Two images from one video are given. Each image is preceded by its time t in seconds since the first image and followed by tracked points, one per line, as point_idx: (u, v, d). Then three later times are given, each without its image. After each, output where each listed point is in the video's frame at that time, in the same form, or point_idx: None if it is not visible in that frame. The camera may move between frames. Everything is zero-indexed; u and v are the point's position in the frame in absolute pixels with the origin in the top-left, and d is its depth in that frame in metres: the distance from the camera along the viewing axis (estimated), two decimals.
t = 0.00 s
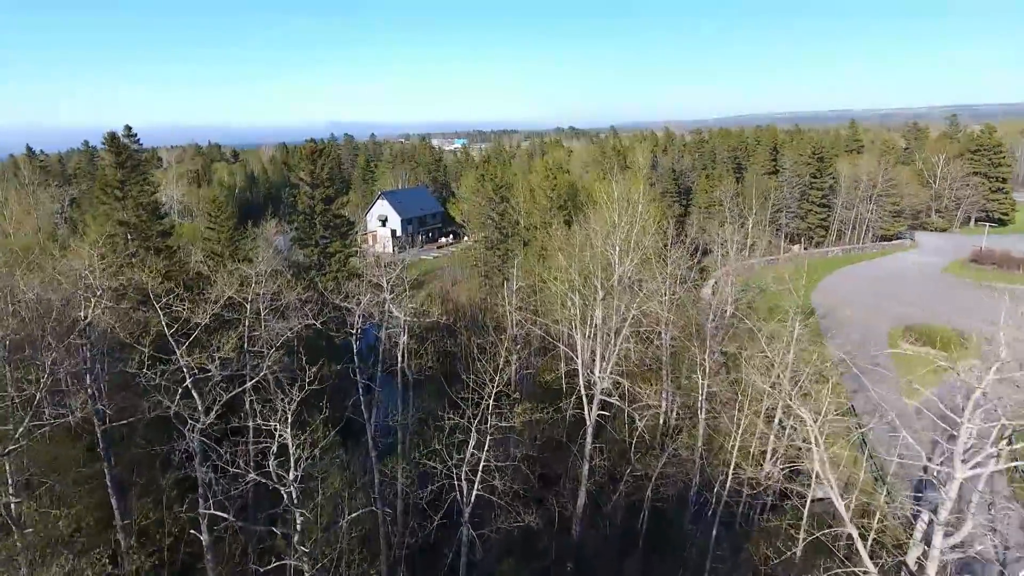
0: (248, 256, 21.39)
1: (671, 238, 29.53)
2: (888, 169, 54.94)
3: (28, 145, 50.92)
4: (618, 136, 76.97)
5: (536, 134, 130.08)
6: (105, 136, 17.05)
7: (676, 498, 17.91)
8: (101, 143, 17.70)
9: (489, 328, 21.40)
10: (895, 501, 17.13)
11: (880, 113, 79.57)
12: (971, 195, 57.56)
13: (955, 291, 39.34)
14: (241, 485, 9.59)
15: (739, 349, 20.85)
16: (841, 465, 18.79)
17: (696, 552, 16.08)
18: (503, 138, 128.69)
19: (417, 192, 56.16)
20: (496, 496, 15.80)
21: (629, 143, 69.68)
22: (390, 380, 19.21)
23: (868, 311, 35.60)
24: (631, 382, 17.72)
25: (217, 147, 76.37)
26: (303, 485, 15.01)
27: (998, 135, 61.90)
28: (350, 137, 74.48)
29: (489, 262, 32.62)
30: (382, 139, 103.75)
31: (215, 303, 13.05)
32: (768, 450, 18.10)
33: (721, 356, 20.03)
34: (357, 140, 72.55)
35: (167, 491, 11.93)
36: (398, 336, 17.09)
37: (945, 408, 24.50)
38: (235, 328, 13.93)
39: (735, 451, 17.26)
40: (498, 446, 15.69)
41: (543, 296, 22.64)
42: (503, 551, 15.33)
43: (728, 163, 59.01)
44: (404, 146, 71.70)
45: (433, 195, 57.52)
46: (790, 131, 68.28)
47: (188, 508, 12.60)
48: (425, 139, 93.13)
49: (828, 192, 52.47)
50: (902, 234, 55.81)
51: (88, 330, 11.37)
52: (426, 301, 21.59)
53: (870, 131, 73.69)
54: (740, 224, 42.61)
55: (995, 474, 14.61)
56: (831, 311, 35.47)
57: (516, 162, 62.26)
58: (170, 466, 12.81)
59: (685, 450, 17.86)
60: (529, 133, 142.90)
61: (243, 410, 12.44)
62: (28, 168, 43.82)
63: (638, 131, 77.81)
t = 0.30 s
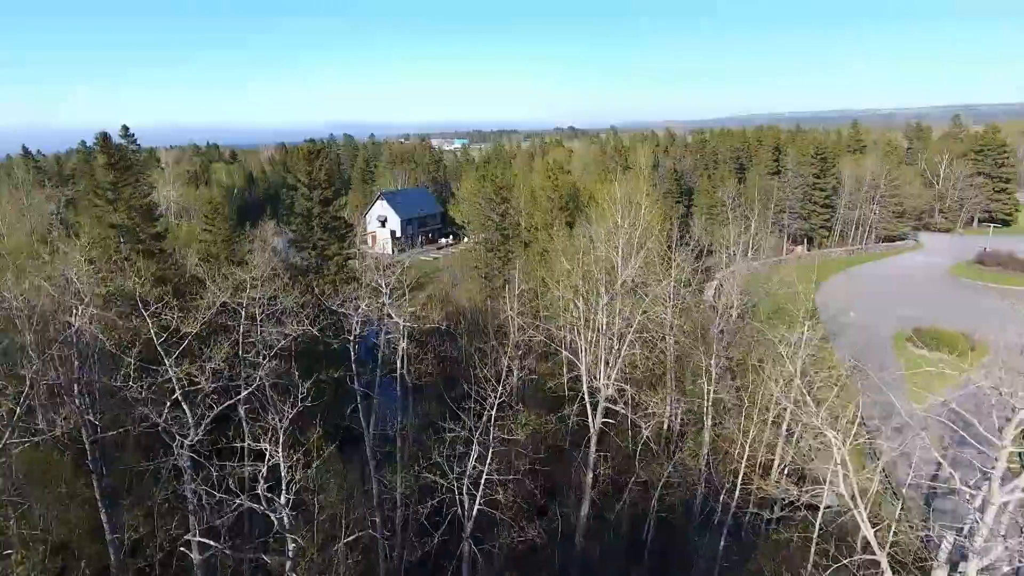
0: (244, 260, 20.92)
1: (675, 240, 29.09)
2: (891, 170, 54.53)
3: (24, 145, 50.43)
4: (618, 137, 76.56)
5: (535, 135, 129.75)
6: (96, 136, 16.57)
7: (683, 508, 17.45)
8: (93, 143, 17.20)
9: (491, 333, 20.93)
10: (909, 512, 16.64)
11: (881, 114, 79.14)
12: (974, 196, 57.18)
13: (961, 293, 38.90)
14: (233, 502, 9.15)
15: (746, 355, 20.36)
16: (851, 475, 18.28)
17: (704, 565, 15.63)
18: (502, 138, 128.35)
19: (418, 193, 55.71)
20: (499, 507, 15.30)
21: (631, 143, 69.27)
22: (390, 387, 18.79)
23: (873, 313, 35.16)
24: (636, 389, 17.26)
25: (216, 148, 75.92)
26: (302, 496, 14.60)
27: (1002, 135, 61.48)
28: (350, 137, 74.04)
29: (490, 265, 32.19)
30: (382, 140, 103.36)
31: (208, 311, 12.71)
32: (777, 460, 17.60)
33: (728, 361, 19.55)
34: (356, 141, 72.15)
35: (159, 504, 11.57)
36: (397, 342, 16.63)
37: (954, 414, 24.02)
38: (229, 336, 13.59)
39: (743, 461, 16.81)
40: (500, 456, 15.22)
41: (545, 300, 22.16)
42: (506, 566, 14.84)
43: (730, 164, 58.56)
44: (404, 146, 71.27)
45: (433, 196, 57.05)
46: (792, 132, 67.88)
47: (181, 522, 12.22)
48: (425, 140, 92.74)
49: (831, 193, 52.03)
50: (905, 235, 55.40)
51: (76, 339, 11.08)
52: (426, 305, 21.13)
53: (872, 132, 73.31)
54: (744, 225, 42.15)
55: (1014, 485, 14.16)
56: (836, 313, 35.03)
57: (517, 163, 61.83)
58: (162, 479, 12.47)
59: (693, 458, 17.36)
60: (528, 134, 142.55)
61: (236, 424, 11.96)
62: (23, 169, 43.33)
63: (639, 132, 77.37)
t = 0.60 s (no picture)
0: (238, 263, 20.41)
1: (680, 242, 28.61)
2: (895, 170, 54.04)
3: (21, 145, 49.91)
4: (620, 136, 76.05)
5: (536, 134, 129.34)
6: (86, 137, 16.08)
7: (690, 521, 16.96)
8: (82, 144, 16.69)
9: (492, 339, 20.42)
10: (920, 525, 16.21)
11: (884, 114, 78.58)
12: (979, 197, 56.69)
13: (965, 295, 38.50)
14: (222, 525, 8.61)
15: (753, 360, 19.88)
16: (862, 484, 17.81)
17: None
18: (502, 138, 127.91)
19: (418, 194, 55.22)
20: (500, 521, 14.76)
21: (632, 143, 68.77)
22: (390, 396, 18.34)
23: (880, 316, 34.68)
24: (643, 399, 16.74)
25: (215, 147, 75.41)
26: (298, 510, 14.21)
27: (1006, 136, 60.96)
28: (349, 137, 73.48)
29: (491, 267, 31.73)
30: (382, 139, 102.90)
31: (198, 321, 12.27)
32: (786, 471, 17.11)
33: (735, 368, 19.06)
34: (356, 141, 71.62)
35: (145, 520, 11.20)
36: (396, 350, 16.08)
37: (964, 420, 23.53)
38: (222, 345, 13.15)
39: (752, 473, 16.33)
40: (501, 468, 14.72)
41: (548, 304, 21.70)
42: None
43: (732, 164, 58.10)
44: (404, 146, 70.76)
45: (433, 196, 56.60)
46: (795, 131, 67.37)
47: (169, 540, 11.73)
48: (425, 139, 92.22)
49: (834, 194, 51.53)
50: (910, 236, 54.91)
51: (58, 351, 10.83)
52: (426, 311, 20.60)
53: (875, 131, 72.79)
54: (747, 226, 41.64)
55: None
56: (841, 316, 34.57)
57: (517, 163, 61.33)
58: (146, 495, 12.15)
59: (699, 471, 16.90)
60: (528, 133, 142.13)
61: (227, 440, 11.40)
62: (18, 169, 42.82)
63: (640, 131, 76.88)
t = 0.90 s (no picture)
0: (234, 269, 19.96)
1: (683, 245, 28.14)
2: (899, 171, 53.54)
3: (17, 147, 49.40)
4: (621, 137, 75.61)
5: (537, 134, 129.10)
6: (74, 139, 15.62)
7: (696, 531, 16.49)
8: (71, 146, 16.23)
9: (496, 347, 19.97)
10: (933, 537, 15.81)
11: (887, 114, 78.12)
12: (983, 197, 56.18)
13: (970, 297, 38.06)
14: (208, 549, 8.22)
15: (761, 367, 19.44)
16: (874, 494, 17.37)
17: None
18: (502, 138, 127.55)
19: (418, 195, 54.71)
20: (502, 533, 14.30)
21: (633, 143, 68.42)
22: (389, 403, 17.90)
23: (888, 320, 34.19)
24: (650, 409, 16.21)
25: (214, 148, 74.99)
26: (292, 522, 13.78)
27: (1011, 136, 60.47)
28: (349, 137, 73.01)
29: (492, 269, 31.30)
30: (382, 139, 102.57)
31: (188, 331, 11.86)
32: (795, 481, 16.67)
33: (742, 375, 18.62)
34: (356, 141, 71.20)
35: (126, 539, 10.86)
36: (397, 357, 15.61)
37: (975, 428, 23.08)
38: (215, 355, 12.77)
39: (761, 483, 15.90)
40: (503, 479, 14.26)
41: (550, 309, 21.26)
42: None
43: (735, 165, 57.67)
44: (404, 146, 70.29)
45: (433, 197, 56.17)
46: (797, 131, 66.88)
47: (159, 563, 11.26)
48: (425, 140, 91.83)
49: (838, 195, 51.08)
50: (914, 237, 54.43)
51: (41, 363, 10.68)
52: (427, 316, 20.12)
53: (878, 131, 72.30)
54: (750, 229, 41.18)
55: None
56: (846, 319, 34.15)
57: (518, 163, 60.88)
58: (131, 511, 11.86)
59: (705, 481, 16.46)
60: (528, 133, 141.79)
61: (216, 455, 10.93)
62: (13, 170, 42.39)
63: (641, 132, 76.45)
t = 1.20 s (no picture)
0: (228, 273, 19.45)
1: (687, 247, 27.63)
2: (903, 171, 53.08)
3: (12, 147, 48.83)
4: (621, 137, 75.08)
5: (536, 134, 128.65)
6: (62, 139, 15.12)
7: (705, 543, 15.98)
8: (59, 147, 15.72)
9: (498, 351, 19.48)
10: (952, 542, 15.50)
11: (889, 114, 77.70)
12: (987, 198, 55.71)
13: (977, 300, 37.55)
14: None
15: (769, 373, 18.92)
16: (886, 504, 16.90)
17: None
18: (502, 138, 127.05)
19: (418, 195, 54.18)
20: (503, 548, 13.80)
21: (634, 143, 67.94)
22: (388, 411, 17.46)
23: (894, 322, 33.75)
24: (656, 418, 15.72)
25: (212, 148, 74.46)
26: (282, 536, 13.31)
27: (1015, 136, 60.01)
28: (347, 137, 72.49)
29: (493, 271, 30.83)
30: (381, 139, 102.01)
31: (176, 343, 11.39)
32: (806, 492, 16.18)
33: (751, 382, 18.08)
34: (355, 141, 70.69)
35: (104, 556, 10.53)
36: (396, 364, 15.14)
37: (985, 435, 22.63)
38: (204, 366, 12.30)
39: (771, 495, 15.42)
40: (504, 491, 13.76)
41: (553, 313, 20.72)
42: None
43: (737, 165, 57.19)
44: (403, 146, 69.77)
45: (433, 198, 55.59)
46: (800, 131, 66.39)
47: None
48: (424, 139, 91.26)
49: (841, 195, 50.61)
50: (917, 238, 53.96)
51: (18, 373, 10.34)
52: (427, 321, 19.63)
53: (881, 131, 71.82)
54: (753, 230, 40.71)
55: None
56: (851, 321, 33.71)
57: (518, 163, 60.37)
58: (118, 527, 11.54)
59: (714, 493, 15.96)
60: (527, 133, 141.27)
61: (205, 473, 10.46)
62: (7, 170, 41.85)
63: (642, 131, 75.94)
